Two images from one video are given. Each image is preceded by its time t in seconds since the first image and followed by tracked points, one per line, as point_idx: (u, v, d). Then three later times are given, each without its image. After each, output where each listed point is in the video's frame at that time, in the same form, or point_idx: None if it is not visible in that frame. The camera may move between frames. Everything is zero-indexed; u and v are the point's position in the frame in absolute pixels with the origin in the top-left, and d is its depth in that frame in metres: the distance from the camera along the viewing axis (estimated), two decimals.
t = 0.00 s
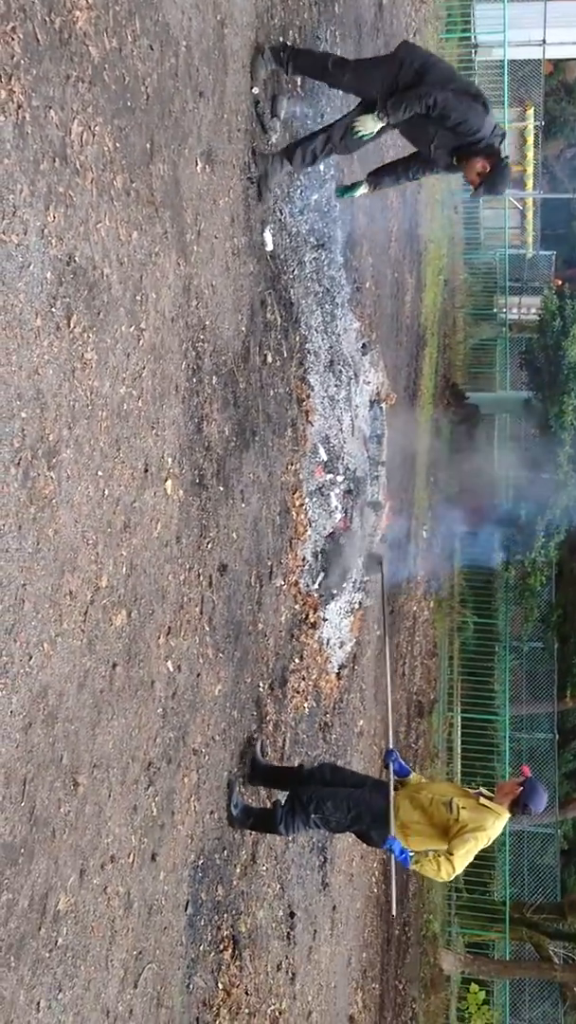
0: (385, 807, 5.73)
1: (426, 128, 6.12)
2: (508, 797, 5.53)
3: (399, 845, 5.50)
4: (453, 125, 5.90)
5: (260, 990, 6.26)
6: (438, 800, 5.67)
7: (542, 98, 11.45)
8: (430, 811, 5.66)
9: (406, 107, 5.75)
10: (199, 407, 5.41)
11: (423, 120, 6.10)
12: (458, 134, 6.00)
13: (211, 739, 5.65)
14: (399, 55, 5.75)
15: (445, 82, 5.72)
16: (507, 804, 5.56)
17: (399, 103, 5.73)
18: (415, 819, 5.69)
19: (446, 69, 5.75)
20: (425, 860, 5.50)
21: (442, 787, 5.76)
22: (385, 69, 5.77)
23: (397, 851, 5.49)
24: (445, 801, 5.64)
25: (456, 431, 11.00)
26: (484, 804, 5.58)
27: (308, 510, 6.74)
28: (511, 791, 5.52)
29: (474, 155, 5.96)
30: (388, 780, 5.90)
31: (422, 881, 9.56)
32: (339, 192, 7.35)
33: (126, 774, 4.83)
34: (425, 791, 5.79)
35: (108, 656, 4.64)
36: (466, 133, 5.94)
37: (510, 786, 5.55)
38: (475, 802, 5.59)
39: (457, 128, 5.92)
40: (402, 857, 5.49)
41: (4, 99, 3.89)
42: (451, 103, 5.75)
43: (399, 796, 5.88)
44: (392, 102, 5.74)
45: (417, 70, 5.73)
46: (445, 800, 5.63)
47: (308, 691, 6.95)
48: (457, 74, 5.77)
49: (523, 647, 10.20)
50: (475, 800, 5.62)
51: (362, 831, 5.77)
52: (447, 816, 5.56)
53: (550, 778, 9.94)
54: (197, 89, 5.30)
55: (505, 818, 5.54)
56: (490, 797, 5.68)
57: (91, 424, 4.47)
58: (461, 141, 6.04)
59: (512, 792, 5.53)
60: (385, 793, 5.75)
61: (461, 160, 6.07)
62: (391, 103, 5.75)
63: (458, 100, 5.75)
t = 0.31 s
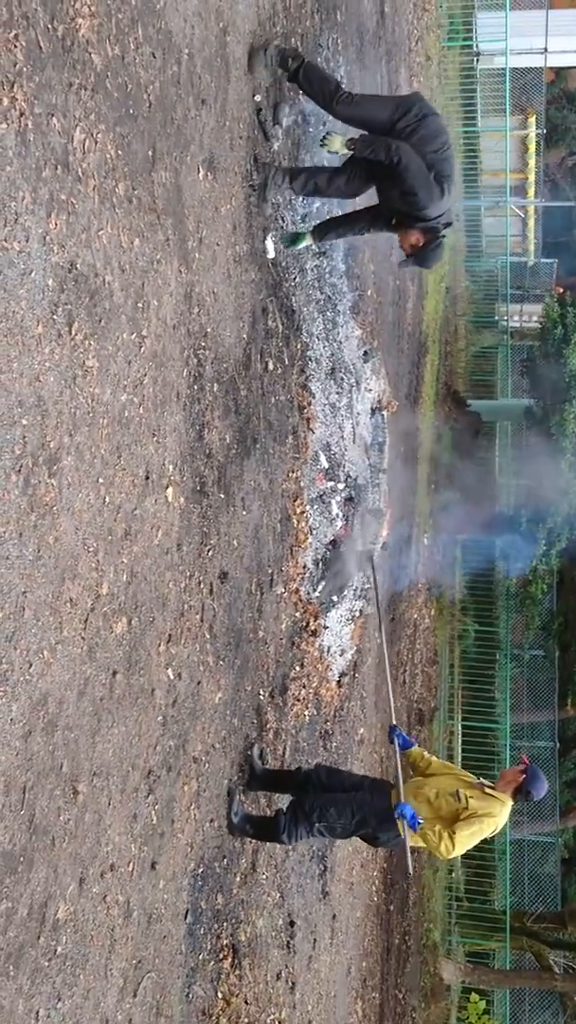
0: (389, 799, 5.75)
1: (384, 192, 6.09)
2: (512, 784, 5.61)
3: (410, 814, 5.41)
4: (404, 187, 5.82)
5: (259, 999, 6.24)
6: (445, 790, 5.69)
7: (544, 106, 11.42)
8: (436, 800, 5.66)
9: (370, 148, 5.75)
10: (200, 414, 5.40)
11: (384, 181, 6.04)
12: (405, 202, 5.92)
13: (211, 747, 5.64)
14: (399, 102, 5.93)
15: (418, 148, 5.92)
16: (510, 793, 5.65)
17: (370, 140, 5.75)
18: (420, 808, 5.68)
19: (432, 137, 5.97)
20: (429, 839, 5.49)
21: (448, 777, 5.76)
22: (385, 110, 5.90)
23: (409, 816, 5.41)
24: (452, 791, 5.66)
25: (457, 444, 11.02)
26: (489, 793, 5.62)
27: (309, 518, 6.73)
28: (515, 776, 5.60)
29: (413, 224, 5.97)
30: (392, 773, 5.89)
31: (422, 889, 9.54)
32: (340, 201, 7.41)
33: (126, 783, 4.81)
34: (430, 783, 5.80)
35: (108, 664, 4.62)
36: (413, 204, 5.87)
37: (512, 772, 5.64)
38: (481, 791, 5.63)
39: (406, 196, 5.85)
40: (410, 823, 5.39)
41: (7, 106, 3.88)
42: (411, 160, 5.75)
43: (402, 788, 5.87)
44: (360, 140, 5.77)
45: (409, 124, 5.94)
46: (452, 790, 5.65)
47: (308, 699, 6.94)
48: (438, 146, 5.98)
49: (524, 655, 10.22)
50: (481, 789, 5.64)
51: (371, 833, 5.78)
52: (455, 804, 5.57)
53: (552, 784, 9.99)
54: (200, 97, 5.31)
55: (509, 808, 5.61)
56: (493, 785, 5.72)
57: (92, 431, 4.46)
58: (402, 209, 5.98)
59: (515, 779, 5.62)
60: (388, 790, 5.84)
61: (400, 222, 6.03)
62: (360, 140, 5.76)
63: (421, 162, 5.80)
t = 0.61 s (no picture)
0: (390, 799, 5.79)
1: (363, 218, 6.07)
2: (510, 776, 5.63)
3: (417, 815, 5.40)
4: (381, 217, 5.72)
5: (254, 1004, 6.23)
6: (445, 783, 5.68)
7: (539, 112, 11.44)
8: (437, 794, 5.65)
9: (356, 170, 5.64)
10: (196, 419, 5.40)
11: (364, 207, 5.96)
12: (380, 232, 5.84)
13: (207, 752, 5.63)
14: (386, 128, 5.97)
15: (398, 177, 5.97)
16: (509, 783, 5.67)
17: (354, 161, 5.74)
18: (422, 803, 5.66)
19: (413, 168, 6.00)
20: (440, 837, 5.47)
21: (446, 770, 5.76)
22: (368, 136, 5.94)
23: (417, 816, 5.38)
24: (452, 783, 5.65)
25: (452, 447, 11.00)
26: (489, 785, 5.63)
27: (304, 523, 6.73)
28: (512, 768, 5.63)
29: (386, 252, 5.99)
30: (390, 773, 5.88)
31: (416, 893, 9.53)
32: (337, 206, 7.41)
33: (121, 789, 4.80)
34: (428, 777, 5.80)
35: (104, 670, 4.61)
36: (386, 236, 5.81)
37: (509, 765, 5.67)
38: (481, 781, 5.62)
39: (381, 227, 5.78)
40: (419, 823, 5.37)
41: (3, 111, 3.88)
42: (392, 196, 5.63)
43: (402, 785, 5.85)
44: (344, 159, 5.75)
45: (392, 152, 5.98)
46: (452, 783, 5.64)
47: (303, 704, 6.95)
48: (418, 178, 6.02)
49: (519, 662, 10.14)
50: (481, 779, 5.65)
51: (371, 828, 5.87)
52: (456, 796, 5.56)
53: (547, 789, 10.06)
54: (197, 102, 5.31)
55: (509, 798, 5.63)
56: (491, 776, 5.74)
57: (88, 436, 4.45)
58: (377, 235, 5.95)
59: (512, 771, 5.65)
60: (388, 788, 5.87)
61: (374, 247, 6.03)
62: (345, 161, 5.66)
63: (402, 200, 5.70)
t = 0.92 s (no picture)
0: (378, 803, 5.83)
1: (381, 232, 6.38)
2: (499, 783, 5.69)
3: (397, 831, 5.63)
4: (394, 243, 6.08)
5: (244, 1012, 6.21)
6: (431, 787, 5.75)
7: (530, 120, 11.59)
8: (423, 799, 5.73)
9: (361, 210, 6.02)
10: (188, 425, 5.39)
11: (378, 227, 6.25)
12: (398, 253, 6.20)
13: (197, 759, 5.62)
14: (384, 145, 5.99)
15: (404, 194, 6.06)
16: (498, 790, 5.70)
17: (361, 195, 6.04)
18: (407, 808, 5.75)
19: (417, 182, 6.06)
20: (424, 845, 5.60)
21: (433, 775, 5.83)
22: (366, 155, 5.97)
23: (397, 835, 5.61)
24: (438, 788, 5.72)
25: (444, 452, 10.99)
26: (476, 790, 5.68)
27: (295, 529, 6.74)
28: (502, 775, 5.68)
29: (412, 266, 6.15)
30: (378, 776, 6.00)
31: (408, 899, 9.52)
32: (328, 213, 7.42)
33: (112, 795, 4.78)
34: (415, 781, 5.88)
35: (94, 676, 4.59)
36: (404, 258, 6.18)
37: (499, 772, 5.72)
38: (467, 788, 5.69)
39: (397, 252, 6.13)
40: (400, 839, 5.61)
41: None
42: (400, 227, 5.96)
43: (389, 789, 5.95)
44: (354, 193, 6.05)
45: (393, 170, 6.03)
46: (438, 788, 5.70)
47: (295, 710, 6.94)
48: (425, 190, 6.09)
49: (510, 668, 10.19)
50: (467, 787, 5.71)
51: (359, 830, 5.89)
52: (440, 803, 5.63)
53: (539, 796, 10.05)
54: (189, 108, 5.31)
55: (496, 804, 5.67)
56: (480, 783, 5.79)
57: (80, 442, 4.44)
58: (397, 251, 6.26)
59: (502, 778, 5.70)
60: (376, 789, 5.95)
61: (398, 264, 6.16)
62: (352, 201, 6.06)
63: (411, 225, 5.97)
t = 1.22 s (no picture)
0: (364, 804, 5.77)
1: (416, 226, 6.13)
2: (490, 793, 5.61)
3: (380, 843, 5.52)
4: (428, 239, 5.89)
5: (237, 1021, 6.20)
6: (419, 794, 5.65)
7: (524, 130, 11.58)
8: (411, 805, 5.63)
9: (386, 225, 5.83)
10: (181, 433, 5.39)
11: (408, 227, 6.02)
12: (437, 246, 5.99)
13: (190, 767, 5.61)
14: (381, 160, 5.76)
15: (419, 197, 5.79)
16: (488, 800, 5.61)
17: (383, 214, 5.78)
18: (394, 814, 5.67)
19: (427, 179, 5.77)
20: (406, 852, 5.50)
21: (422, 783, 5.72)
22: (368, 173, 5.79)
23: (379, 845, 5.51)
24: (425, 795, 5.62)
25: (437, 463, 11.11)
26: (465, 800, 5.60)
27: (288, 538, 6.74)
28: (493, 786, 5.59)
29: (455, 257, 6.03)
30: (368, 781, 5.93)
31: (401, 906, 9.50)
32: (321, 221, 7.47)
33: (104, 804, 4.76)
34: (405, 785, 5.78)
35: (87, 685, 4.58)
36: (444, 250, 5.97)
37: (492, 782, 5.62)
38: (456, 798, 5.60)
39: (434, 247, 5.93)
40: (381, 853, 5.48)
41: None
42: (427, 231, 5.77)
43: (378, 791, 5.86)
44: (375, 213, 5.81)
45: (398, 180, 5.77)
46: (426, 796, 5.60)
47: (288, 719, 6.94)
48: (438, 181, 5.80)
49: (503, 676, 10.13)
50: (456, 797, 5.62)
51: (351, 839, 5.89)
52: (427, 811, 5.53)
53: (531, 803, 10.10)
54: (182, 117, 5.32)
55: (487, 814, 5.59)
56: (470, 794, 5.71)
57: (73, 450, 4.44)
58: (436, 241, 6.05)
59: (494, 788, 5.61)
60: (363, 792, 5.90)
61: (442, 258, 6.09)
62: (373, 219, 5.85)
63: (436, 226, 5.78)
